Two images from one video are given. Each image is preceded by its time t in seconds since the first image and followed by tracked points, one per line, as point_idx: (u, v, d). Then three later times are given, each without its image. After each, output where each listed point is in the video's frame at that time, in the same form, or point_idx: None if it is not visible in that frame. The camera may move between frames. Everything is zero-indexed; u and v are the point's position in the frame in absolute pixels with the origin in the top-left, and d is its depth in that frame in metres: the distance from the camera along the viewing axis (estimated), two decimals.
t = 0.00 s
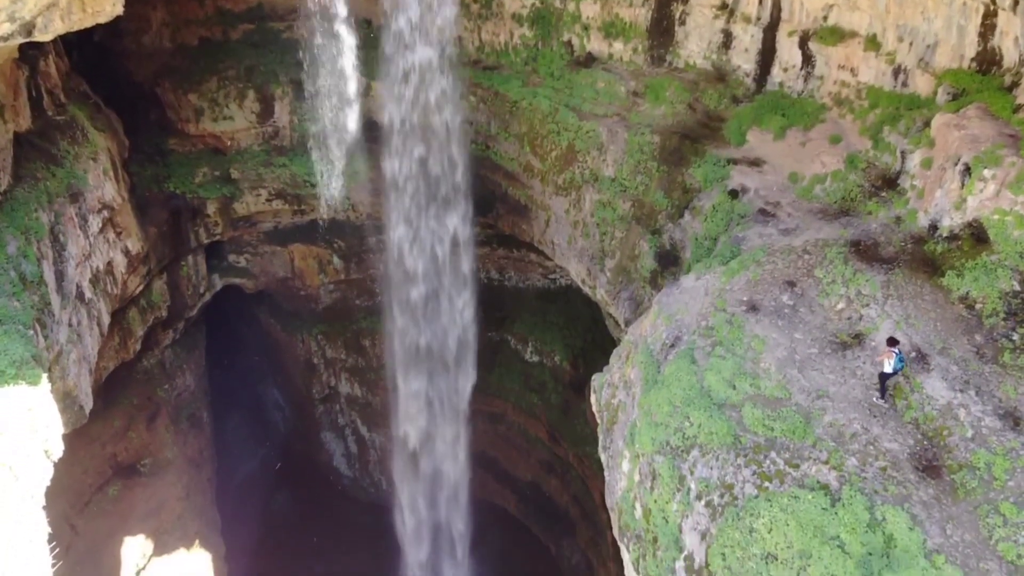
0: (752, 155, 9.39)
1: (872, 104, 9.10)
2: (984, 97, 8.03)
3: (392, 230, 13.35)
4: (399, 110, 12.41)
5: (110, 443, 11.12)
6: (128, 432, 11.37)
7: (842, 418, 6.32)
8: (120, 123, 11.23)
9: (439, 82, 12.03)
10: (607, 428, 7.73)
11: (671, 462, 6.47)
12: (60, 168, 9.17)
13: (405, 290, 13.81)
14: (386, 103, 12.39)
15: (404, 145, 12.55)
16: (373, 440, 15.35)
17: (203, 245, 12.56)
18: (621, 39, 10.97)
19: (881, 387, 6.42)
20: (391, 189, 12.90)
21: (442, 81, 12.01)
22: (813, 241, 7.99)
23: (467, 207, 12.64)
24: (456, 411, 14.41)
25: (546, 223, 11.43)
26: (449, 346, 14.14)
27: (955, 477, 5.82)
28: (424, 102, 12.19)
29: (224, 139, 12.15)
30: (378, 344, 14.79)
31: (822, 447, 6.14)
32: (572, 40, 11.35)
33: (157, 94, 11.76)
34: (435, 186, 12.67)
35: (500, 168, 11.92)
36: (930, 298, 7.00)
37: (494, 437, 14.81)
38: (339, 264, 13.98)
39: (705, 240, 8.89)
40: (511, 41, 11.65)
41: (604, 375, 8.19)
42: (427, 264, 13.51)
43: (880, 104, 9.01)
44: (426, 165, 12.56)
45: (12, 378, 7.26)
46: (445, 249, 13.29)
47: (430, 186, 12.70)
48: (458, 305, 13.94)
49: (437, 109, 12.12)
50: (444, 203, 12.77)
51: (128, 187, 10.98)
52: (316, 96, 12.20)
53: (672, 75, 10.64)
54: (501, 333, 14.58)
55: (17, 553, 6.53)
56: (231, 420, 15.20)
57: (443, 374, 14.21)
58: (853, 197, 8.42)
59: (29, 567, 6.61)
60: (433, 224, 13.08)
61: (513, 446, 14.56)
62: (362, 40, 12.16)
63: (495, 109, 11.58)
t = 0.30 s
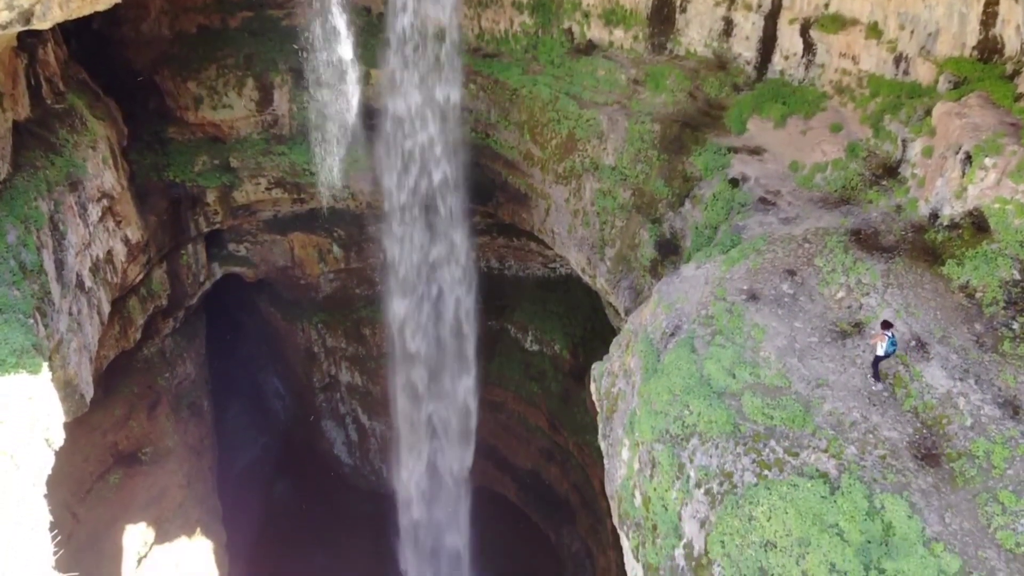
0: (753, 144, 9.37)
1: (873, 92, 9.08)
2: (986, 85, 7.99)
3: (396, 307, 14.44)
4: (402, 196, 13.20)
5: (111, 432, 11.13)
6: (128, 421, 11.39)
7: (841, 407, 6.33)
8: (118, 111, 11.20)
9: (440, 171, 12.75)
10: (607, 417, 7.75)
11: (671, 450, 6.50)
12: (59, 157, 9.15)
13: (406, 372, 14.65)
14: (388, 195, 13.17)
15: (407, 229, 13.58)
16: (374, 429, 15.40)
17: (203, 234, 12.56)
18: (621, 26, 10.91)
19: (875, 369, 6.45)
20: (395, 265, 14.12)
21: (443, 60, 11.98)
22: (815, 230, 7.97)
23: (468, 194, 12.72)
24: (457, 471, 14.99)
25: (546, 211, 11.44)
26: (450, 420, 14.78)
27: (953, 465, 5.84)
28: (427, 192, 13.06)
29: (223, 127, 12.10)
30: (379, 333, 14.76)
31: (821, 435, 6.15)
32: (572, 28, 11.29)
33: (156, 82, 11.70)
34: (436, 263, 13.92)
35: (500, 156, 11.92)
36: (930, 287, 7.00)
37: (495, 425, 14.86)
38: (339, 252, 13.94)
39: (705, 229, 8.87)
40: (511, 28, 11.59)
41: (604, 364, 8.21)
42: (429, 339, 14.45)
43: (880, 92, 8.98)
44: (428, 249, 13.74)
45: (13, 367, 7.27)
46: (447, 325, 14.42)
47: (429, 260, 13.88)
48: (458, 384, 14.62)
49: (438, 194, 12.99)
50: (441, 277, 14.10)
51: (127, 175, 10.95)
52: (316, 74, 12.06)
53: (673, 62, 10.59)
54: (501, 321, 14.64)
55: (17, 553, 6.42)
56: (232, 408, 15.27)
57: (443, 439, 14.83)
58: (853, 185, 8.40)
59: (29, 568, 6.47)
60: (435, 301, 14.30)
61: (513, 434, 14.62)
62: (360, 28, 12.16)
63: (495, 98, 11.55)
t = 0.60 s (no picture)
0: (754, 132, 9.35)
1: (874, 80, 9.04)
2: (986, 74, 7.95)
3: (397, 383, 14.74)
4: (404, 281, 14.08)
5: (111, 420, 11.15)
6: (129, 409, 11.40)
7: (840, 395, 6.35)
8: (117, 98, 11.09)
9: (440, 248, 13.77)
10: (607, 405, 7.78)
11: (670, 438, 6.53)
12: (58, 146, 9.13)
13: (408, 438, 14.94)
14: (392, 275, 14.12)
15: (408, 307, 14.28)
16: (374, 417, 15.49)
17: (202, 222, 12.53)
18: (621, 14, 10.86)
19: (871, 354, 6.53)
20: (397, 342, 14.67)
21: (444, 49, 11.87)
22: (815, 219, 7.97)
23: (468, 184, 12.65)
24: (461, 532, 14.76)
25: (546, 200, 11.45)
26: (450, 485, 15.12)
27: (952, 453, 5.85)
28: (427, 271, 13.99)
29: (223, 114, 12.00)
30: (378, 321, 14.96)
31: (821, 424, 6.16)
32: (572, 15, 11.22)
33: (155, 70, 11.58)
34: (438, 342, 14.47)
35: (500, 145, 11.92)
36: (930, 276, 7.01)
37: (495, 414, 14.94)
38: (339, 241, 14.03)
39: (705, 218, 8.87)
40: (511, 16, 11.53)
41: (604, 353, 8.23)
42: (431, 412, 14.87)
43: (881, 80, 8.94)
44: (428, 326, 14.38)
45: (13, 355, 7.29)
46: (448, 396, 14.80)
47: (429, 333, 14.42)
48: (459, 454, 15.13)
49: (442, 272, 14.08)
50: (443, 349, 14.48)
51: (126, 164, 10.92)
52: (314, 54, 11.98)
53: (674, 50, 10.54)
54: (501, 311, 14.72)
55: (17, 552, 6.28)
56: (233, 397, 15.35)
57: (445, 502, 15.01)
58: (854, 174, 8.39)
59: (29, 567, 6.33)
60: (435, 372, 14.64)
61: (513, 422, 14.68)
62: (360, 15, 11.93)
63: (495, 85, 11.52)
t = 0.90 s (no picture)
0: (755, 120, 9.33)
1: (875, 69, 9.01)
2: (987, 63, 7.92)
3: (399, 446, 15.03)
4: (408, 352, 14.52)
5: (113, 409, 11.17)
6: (130, 398, 11.42)
7: (840, 384, 6.36)
8: (117, 87, 10.93)
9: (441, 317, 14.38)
10: (607, 394, 7.81)
11: (670, 426, 6.55)
12: (57, 135, 9.11)
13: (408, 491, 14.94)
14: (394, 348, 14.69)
15: (409, 383, 14.66)
16: (375, 406, 15.49)
17: (202, 211, 12.49)
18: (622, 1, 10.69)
19: (864, 339, 6.61)
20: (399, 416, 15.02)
21: (443, 35, 11.73)
22: (815, 207, 7.96)
23: (467, 173, 12.65)
24: None
25: (546, 189, 11.47)
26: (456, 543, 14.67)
27: (951, 442, 5.87)
28: (428, 338, 14.45)
29: (222, 103, 11.89)
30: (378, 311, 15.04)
31: (820, 412, 6.18)
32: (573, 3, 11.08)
33: (154, 58, 11.36)
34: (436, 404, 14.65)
35: (501, 133, 11.95)
36: (930, 265, 7.01)
37: (495, 402, 15.06)
38: (339, 230, 14.07)
39: (706, 207, 8.88)
40: (511, 3, 11.38)
41: (604, 342, 8.24)
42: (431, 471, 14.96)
43: (883, 69, 8.91)
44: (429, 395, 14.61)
45: (14, 344, 7.28)
46: (450, 461, 14.91)
47: (430, 404, 14.68)
48: (459, 515, 14.81)
49: (441, 338, 14.42)
50: (445, 414, 14.70)
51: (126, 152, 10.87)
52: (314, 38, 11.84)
53: (675, 38, 10.48)
54: (501, 300, 14.79)
55: (17, 552, 6.23)
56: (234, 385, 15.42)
57: (445, 559, 14.51)
58: (855, 162, 8.39)
59: (29, 567, 6.28)
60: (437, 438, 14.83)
61: (513, 410, 14.78)
62: None
63: (495, 74, 11.51)
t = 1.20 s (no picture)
0: (756, 109, 9.31)
1: (876, 57, 8.95)
2: (989, 51, 7.88)
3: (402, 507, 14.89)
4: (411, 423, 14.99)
5: (113, 397, 11.19)
6: (131, 386, 11.43)
7: (840, 372, 6.38)
8: (115, 77, 10.86)
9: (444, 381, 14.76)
10: (606, 382, 7.84)
11: (670, 415, 6.57)
12: (56, 123, 9.09)
13: (409, 550, 14.38)
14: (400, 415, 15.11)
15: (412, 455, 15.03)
16: (376, 395, 15.52)
17: (202, 199, 12.49)
18: None
19: (852, 322, 6.64)
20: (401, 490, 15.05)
21: (443, 24, 11.77)
22: (815, 196, 7.96)
23: (468, 161, 12.72)
24: None
25: (546, 178, 11.49)
26: None
27: (951, 430, 5.88)
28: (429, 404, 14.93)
29: (221, 92, 11.85)
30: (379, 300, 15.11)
31: (820, 401, 6.19)
32: None
33: (153, 46, 11.27)
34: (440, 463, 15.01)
35: (500, 122, 11.94)
36: (930, 254, 7.01)
37: (495, 391, 15.13)
38: (339, 220, 14.09)
39: (707, 195, 8.88)
40: None
41: (604, 331, 8.26)
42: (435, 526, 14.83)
43: (884, 57, 8.85)
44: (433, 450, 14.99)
45: (14, 333, 7.30)
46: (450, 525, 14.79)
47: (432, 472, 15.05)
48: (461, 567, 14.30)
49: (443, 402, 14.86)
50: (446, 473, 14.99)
51: (125, 141, 10.81)
52: (313, 28, 11.74)
53: (675, 27, 10.36)
54: (501, 288, 14.84)
55: (17, 554, 6.10)
56: (234, 373, 15.47)
57: None
58: (855, 151, 8.37)
59: (30, 569, 6.11)
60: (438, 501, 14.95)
61: (513, 399, 14.83)
62: None
63: (495, 61, 11.47)
